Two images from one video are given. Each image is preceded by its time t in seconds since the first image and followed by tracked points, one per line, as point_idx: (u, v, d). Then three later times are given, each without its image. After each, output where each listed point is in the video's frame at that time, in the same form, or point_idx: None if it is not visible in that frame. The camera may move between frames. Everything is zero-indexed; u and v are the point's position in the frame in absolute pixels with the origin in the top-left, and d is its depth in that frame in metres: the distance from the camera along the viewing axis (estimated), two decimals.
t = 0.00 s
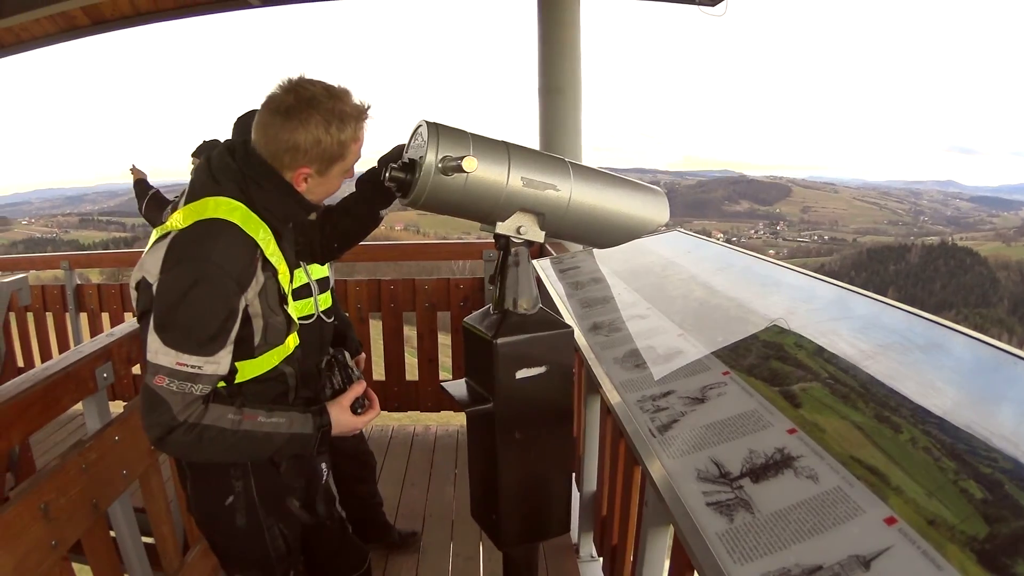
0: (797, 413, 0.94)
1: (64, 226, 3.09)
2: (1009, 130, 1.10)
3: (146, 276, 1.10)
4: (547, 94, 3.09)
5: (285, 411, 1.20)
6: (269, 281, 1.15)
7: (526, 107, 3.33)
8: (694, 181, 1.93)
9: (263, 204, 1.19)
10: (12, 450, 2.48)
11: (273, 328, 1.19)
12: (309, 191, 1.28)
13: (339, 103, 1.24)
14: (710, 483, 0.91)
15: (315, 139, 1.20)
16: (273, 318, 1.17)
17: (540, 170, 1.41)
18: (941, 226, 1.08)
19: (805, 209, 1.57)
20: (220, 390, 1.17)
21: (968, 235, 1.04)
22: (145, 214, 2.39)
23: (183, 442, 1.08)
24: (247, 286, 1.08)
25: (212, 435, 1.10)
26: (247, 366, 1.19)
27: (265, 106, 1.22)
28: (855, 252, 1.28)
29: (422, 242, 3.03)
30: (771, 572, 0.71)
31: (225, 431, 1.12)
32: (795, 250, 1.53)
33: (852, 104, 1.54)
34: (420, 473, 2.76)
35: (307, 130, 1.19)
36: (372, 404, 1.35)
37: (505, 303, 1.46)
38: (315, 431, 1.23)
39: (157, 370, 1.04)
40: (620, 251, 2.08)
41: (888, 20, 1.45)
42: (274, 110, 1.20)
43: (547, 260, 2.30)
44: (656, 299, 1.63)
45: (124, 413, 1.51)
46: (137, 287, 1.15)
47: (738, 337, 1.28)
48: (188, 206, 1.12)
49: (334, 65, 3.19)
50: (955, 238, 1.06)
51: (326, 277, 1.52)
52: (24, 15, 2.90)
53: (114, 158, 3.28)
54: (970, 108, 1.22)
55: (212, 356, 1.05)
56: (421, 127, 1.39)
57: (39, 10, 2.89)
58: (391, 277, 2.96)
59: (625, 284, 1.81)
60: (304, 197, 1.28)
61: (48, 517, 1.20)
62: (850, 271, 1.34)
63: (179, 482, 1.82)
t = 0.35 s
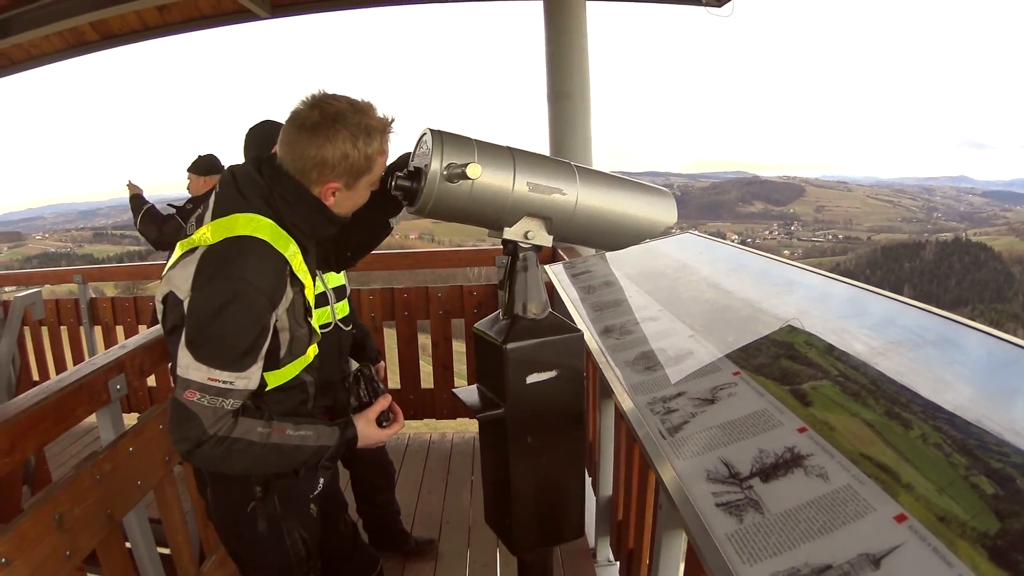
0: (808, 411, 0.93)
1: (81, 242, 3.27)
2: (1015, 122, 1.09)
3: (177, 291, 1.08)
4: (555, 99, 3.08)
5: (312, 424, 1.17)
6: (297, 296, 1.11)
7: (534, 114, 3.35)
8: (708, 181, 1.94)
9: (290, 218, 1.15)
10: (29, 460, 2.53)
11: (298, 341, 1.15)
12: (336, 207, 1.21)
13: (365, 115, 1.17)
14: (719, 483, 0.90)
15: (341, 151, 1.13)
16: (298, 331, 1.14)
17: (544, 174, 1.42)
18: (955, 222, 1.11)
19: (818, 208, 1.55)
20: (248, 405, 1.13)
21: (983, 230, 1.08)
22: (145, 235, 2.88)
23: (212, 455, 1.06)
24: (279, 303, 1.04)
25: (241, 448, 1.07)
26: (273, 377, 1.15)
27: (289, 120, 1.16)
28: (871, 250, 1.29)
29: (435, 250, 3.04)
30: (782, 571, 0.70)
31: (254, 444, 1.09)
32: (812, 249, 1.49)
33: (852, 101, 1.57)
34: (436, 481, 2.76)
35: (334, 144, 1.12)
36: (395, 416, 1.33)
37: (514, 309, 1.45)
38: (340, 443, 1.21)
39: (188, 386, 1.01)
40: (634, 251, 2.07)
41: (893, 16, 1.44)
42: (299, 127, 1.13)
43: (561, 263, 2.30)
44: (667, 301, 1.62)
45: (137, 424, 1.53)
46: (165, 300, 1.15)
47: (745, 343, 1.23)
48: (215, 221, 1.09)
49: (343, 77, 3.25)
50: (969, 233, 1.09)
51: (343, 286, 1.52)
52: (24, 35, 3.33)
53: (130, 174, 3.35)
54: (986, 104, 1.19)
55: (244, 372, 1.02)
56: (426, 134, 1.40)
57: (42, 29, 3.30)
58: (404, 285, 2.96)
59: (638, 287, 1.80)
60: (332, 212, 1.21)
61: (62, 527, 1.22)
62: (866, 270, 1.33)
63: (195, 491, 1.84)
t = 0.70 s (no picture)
0: (819, 416, 0.92)
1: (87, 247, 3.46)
2: None
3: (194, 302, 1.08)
4: (566, 102, 3.01)
5: (332, 431, 1.18)
6: (314, 304, 1.11)
7: (545, 118, 3.35)
8: (721, 185, 1.92)
9: (305, 225, 1.15)
10: (41, 463, 2.64)
11: (314, 348, 1.14)
12: (353, 214, 1.22)
13: (380, 123, 1.17)
14: (729, 489, 0.90)
15: (357, 160, 1.14)
16: (316, 339, 1.14)
17: (555, 179, 1.42)
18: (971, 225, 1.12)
19: (830, 210, 1.54)
20: (268, 415, 1.14)
21: (996, 232, 1.08)
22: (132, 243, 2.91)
23: (233, 464, 1.07)
24: (297, 313, 1.05)
25: (260, 457, 1.08)
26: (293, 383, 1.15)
27: (305, 130, 1.17)
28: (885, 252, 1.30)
29: (447, 256, 3.05)
30: None
31: (274, 453, 1.10)
32: (826, 253, 1.47)
33: (881, 104, 1.55)
34: (448, 487, 2.76)
35: (350, 153, 1.13)
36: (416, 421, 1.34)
37: (524, 314, 1.46)
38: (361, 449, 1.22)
39: (207, 397, 1.02)
40: (647, 256, 2.07)
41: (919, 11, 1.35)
42: (315, 136, 1.15)
43: (574, 267, 2.30)
44: (679, 306, 1.61)
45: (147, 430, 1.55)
46: (181, 310, 1.16)
47: (748, 350, 1.24)
48: (229, 231, 1.09)
49: (354, 84, 3.27)
50: (982, 235, 1.10)
51: (356, 292, 1.53)
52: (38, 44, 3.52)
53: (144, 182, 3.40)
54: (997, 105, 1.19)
55: (264, 383, 1.03)
56: (435, 138, 1.40)
57: (56, 36, 3.48)
58: (416, 291, 2.98)
59: (649, 291, 1.80)
60: (349, 220, 1.22)
61: (72, 532, 1.24)
62: (878, 272, 1.32)
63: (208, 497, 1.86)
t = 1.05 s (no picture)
0: (832, 422, 0.93)
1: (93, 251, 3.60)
2: None
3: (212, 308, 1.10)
4: (579, 107, 3.03)
5: (349, 438, 1.19)
6: (332, 311, 1.13)
7: (557, 123, 3.38)
8: (735, 191, 1.92)
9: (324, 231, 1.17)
10: (53, 466, 2.69)
11: (332, 355, 1.16)
12: (373, 219, 1.22)
13: (398, 128, 1.18)
14: (743, 495, 0.90)
15: (377, 165, 1.14)
16: (333, 346, 1.16)
17: (569, 185, 1.43)
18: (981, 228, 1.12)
19: (842, 215, 1.54)
20: (285, 421, 1.15)
21: (1009, 235, 1.08)
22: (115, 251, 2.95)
23: (249, 470, 1.08)
24: (316, 319, 1.07)
25: (278, 464, 1.10)
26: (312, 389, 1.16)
27: (322, 137, 1.18)
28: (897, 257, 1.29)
29: (461, 261, 3.07)
30: None
31: (291, 459, 1.11)
32: (840, 257, 1.46)
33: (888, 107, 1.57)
34: (461, 492, 2.78)
35: (370, 158, 1.14)
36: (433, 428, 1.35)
37: (537, 319, 1.47)
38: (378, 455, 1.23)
39: (225, 403, 1.04)
40: (661, 261, 2.07)
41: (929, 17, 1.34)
42: (334, 142, 1.15)
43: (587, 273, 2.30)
44: (692, 311, 1.61)
45: (159, 434, 1.58)
46: (198, 316, 1.18)
47: (765, 353, 1.24)
48: (247, 237, 1.11)
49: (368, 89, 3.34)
50: (994, 239, 1.10)
51: (371, 298, 1.55)
52: (53, 48, 3.68)
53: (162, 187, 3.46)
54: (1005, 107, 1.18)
55: (282, 390, 1.04)
56: (450, 143, 1.42)
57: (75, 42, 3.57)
58: (429, 296, 3.00)
59: (662, 297, 1.80)
60: (368, 226, 1.23)
61: (83, 536, 1.26)
62: (891, 277, 1.32)
63: (221, 501, 1.89)
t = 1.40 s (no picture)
0: (846, 429, 0.93)
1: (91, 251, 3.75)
2: None
3: (230, 311, 1.12)
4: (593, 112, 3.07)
5: (365, 444, 1.21)
6: (352, 316, 1.14)
7: (571, 129, 3.42)
8: (746, 197, 1.90)
9: (345, 235, 1.18)
10: (64, 469, 2.73)
11: (350, 359, 1.17)
12: (394, 220, 1.25)
13: (418, 131, 1.21)
14: (758, 501, 0.91)
15: (397, 166, 1.17)
16: (352, 351, 1.17)
17: (585, 191, 1.44)
18: (992, 233, 1.13)
19: (855, 220, 1.54)
20: (301, 426, 1.16)
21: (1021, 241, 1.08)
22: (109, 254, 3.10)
23: (265, 475, 1.09)
24: (336, 323, 1.08)
25: (294, 468, 1.11)
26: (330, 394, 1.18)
27: (344, 140, 1.21)
28: (909, 263, 1.30)
29: (473, 266, 3.09)
30: None
31: (308, 464, 1.13)
32: (852, 262, 1.46)
33: (890, 108, 1.60)
34: (474, 496, 2.79)
35: (391, 160, 1.17)
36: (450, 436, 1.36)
37: (554, 325, 1.47)
38: (395, 461, 1.24)
39: (241, 407, 1.05)
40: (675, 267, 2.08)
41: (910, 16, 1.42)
42: (356, 144, 1.18)
43: (601, 278, 2.32)
44: (706, 317, 1.61)
45: (172, 437, 1.61)
46: (216, 319, 1.19)
47: (783, 355, 1.25)
48: (267, 241, 1.13)
49: (381, 94, 3.44)
50: (1004, 244, 1.11)
51: (384, 304, 1.55)
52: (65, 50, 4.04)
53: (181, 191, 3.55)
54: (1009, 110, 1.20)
55: (300, 394, 1.05)
56: (468, 147, 1.40)
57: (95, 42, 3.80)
58: (443, 301, 3.02)
59: (676, 303, 1.81)
60: (388, 228, 1.25)
61: (94, 538, 1.29)
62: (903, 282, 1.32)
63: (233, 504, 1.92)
